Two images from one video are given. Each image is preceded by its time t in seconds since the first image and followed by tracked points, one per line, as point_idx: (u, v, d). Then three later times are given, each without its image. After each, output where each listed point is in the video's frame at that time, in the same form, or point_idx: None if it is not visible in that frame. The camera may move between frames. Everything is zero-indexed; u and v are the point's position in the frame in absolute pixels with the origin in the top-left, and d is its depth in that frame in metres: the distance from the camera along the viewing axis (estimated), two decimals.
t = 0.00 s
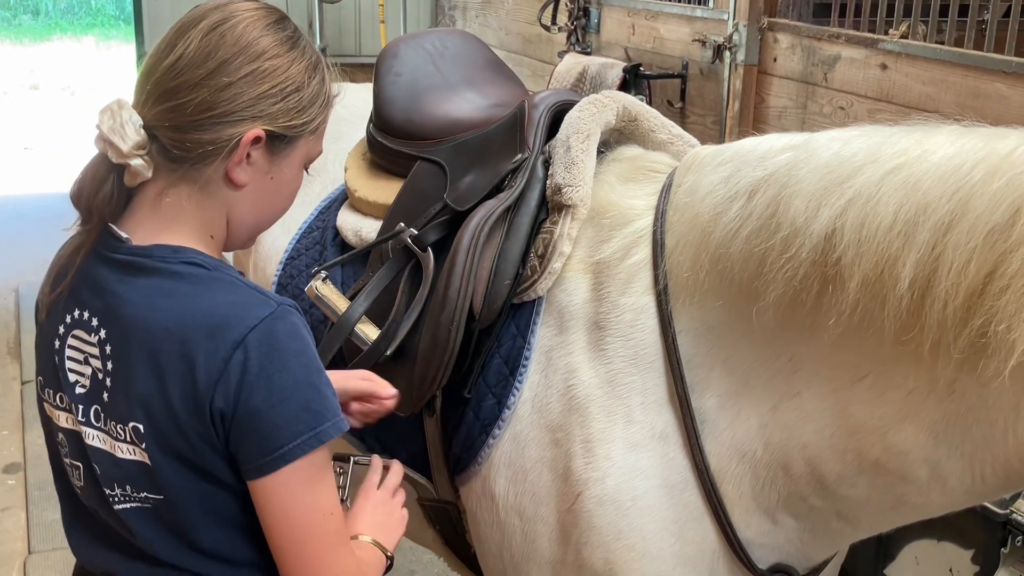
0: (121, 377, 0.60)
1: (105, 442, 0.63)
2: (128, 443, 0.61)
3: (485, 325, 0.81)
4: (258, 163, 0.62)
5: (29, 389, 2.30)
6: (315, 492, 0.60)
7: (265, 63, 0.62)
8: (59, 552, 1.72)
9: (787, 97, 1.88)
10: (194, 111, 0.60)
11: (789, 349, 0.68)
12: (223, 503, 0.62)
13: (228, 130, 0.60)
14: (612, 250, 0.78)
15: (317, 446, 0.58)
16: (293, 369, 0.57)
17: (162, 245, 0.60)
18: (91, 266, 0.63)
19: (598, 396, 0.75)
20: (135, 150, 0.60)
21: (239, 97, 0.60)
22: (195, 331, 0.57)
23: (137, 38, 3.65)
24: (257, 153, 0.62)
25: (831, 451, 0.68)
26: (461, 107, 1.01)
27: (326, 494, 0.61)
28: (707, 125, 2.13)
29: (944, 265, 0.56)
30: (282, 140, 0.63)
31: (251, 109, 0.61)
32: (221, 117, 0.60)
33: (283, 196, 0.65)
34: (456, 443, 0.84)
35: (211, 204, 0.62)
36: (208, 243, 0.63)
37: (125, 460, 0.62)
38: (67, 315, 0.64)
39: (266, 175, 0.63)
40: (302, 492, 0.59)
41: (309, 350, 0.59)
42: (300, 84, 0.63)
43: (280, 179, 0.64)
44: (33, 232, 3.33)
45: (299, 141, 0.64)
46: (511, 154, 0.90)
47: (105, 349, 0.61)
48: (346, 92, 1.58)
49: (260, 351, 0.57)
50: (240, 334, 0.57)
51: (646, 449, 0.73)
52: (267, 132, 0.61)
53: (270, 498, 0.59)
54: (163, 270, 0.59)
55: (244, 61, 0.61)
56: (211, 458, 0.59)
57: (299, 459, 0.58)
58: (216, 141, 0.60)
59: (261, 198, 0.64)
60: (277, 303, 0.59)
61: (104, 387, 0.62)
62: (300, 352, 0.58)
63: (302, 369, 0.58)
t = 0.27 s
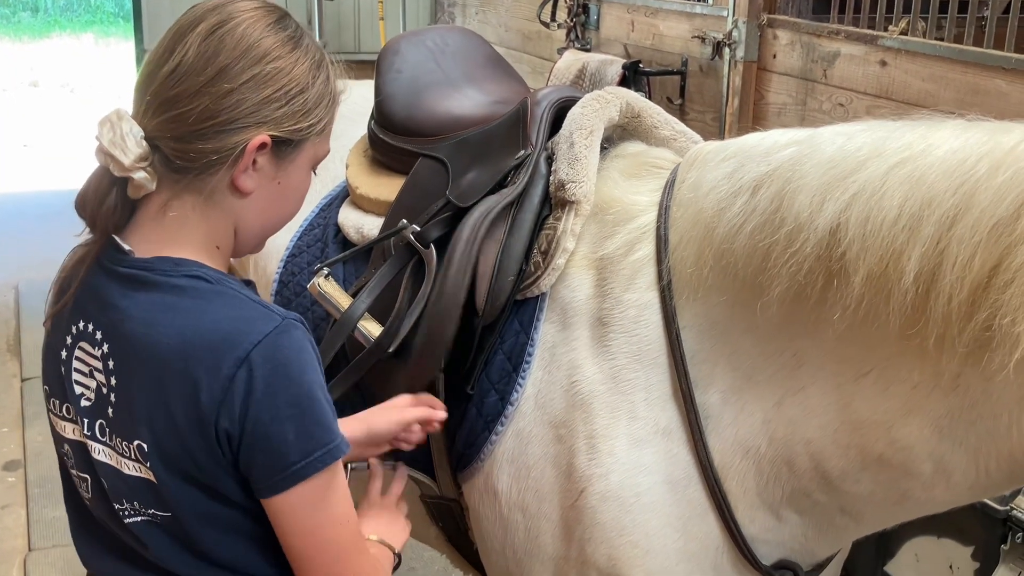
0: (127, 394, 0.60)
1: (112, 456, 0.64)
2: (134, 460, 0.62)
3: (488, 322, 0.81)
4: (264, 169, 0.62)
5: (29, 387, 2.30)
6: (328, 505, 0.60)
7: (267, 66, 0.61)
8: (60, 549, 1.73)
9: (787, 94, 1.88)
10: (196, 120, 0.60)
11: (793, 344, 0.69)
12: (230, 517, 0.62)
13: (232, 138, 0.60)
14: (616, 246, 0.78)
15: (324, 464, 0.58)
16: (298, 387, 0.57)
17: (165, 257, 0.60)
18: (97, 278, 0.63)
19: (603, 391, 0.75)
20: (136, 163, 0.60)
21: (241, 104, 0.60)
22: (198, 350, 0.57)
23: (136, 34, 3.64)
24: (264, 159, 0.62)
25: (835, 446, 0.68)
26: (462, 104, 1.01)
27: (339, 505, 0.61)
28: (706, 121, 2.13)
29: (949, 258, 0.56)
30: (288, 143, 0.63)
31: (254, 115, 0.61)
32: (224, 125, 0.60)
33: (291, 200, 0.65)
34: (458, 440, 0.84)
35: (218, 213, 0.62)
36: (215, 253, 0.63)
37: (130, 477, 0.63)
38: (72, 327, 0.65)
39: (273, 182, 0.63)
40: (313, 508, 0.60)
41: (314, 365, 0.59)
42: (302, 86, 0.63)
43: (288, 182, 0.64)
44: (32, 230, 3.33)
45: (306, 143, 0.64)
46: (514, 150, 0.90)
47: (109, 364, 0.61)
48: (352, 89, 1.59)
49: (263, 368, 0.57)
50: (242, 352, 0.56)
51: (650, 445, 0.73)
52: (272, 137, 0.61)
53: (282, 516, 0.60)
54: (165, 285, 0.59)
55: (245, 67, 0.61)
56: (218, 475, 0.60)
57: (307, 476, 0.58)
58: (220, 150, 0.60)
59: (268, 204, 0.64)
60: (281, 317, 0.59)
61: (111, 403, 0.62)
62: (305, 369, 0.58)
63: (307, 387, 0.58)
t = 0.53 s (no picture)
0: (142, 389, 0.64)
1: (124, 451, 0.68)
2: (148, 451, 0.65)
3: (494, 317, 0.82)
4: (278, 168, 0.65)
5: (30, 382, 2.29)
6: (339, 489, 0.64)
7: (281, 69, 0.63)
8: (64, 544, 1.73)
9: (788, 88, 1.89)
10: (212, 124, 0.62)
11: (801, 338, 0.69)
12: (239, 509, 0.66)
13: (247, 142, 0.63)
14: (622, 242, 0.78)
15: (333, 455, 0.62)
16: (309, 382, 0.61)
17: (182, 254, 0.64)
18: (110, 275, 0.66)
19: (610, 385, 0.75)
20: (152, 164, 0.63)
21: (255, 108, 0.62)
22: (213, 347, 0.60)
23: (136, 29, 3.64)
24: (278, 159, 0.64)
25: (842, 441, 0.68)
26: (467, 97, 1.00)
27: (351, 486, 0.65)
28: (708, 116, 2.13)
29: (958, 253, 0.56)
30: (302, 142, 0.65)
31: (268, 119, 0.63)
32: (239, 129, 0.62)
33: (306, 196, 0.68)
34: (464, 434, 0.84)
35: (231, 211, 0.65)
36: (229, 250, 0.66)
37: (144, 469, 0.67)
38: (85, 322, 0.68)
39: (286, 180, 0.66)
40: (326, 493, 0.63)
41: (324, 360, 0.63)
42: (315, 84, 0.65)
43: (303, 179, 0.67)
44: (32, 225, 3.33)
45: (320, 139, 0.66)
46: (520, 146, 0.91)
47: (123, 358, 0.65)
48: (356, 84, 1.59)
49: (277, 365, 0.60)
50: (257, 349, 0.60)
51: (657, 439, 0.73)
52: (286, 138, 0.64)
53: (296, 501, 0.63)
54: (181, 282, 0.62)
55: (259, 69, 0.62)
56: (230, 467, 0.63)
57: (317, 468, 0.62)
58: (235, 153, 0.63)
59: (280, 200, 0.66)
60: (292, 315, 0.62)
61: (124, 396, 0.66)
62: (316, 364, 0.62)
63: (318, 381, 0.62)
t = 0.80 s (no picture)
0: (118, 361, 0.66)
1: (110, 415, 0.70)
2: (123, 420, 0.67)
3: (499, 314, 0.81)
4: (271, 162, 0.64)
5: (31, 381, 2.29)
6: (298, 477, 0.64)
7: (274, 66, 0.62)
8: (64, 544, 1.73)
9: (789, 88, 1.89)
10: (202, 120, 0.62)
11: (804, 338, 0.69)
12: (202, 486, 0.68)
13: (236, 138, 0.62)
14: (627, 239, 0.79)
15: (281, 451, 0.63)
16: (258, 378, 0.62)
17: (165, 236, 0.65)
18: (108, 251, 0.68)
19: (614, 383, 0.75)
20: (149, 154, 0.63)
21: (245, 105, 0.61)
22: (172, 330, 0.62)
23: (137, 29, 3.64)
24: (271, 153, 0.63)
25: (845, 440, 0.68)
26: (474, 96, 1.00)
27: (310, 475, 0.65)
28: (709, 116, 2.13)
29: (961, 252, 0.56)
30: (296, 139, 0.64)
31: (259, 116, 0.62)
32: (229, 126, 0.62)
33: (301, 193, 0.66)
34: (467, 432, 0.84)
35: (221, 200, 0.64)
36: (220, 239, 0.66)
37: (121, 437, 0.69)
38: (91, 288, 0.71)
39: (279, 174, 0.64)
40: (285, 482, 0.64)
41: (281, 356, 0.63)
42: (311, 82, 0.64)
43: (297, 175, 0.65)
44: (31, 225, 3.33)
45: (317, 137, 0.65)
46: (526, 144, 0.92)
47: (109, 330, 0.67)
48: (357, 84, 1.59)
49: (227, 356, 0.61)
50: (209, 338, 0.61)
51: (660, 438, 0.73)
52: (277, 135, 0.63)
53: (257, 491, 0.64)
54: (155, 264, 0.64)
55: (251, 66, 0.61)
56: (188, 446, 0.65)
57: (262, 460, 0.63)
58: (226, 149, 0.62)
59: (275, 193, 0.65)
60: (252, 309, 0.63)
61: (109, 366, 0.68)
62: (268, 360, 0.62)
63: (268, 378, 0.62)
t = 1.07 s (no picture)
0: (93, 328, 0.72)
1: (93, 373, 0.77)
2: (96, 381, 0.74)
3: (503, 312, 0.82)
4: (260, 173, 0.68)
5: (31, 382, 2.29)
6: (233, 467, 0.68)
7: (265, 85, 0.66)
8: (64, 544, 1.73)
9: (789, 89, 1.89)
10: (196, 125, 0.67)
11: (806, 337, 0.69)
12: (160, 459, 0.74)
13: (224, 146, 0.67)
14: (630, 239, 0.79)
15: (201, 448, 0.66)
16: (183, 375, 0.65)
17: (147, 226, 0.70)
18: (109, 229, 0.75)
19: (617, 382, 0.75)
20: (149, 150, 0.69)
21: (234, 118, 0.66)
22: (124, 315, 0.67)
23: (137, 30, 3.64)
24: (260, 165, 0.68)
25: (847, 439, 0.68)
26: (479, 95, 1.00)
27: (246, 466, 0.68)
28: (709, 117, 2.14)
29: (962, 251, 0.56)
30: (283, 155, 0.68)
31: (246, 130, 0.66)
32: (218, 134, 0.67)
33: (293, 202, 0.71)
34: (469, 430, 0.84)
35: (213, 200, 0.70)
36: (206, 233, 0.71)
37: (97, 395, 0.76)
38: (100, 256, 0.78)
39: (268, 186, 0.69)
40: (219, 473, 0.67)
41: (215, 358, 0.66)
42: (302, 102, 0.67)
43: (287, 187, 0.69)
44: (30, 226, 3.33)
45: (304, 153, 0.69)
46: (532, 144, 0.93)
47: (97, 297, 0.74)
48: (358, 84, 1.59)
49: (162, 348, 0.65)
50: (149, 328, 0.65)
51: (662, 437, 0.73)
52: (264, 150, 0.67)
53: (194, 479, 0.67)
54: (131, 249, 0.69)
55: (244, 83, 0.66)
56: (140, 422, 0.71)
57: (189, 453, 0.66)
58: (214, 155, 0.67)
59: (265, 202, 0.70)
60: (194, 310, 0.66)
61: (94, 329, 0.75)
62: (197, 360, 0.65)
63: (202, 377, 0.66)
